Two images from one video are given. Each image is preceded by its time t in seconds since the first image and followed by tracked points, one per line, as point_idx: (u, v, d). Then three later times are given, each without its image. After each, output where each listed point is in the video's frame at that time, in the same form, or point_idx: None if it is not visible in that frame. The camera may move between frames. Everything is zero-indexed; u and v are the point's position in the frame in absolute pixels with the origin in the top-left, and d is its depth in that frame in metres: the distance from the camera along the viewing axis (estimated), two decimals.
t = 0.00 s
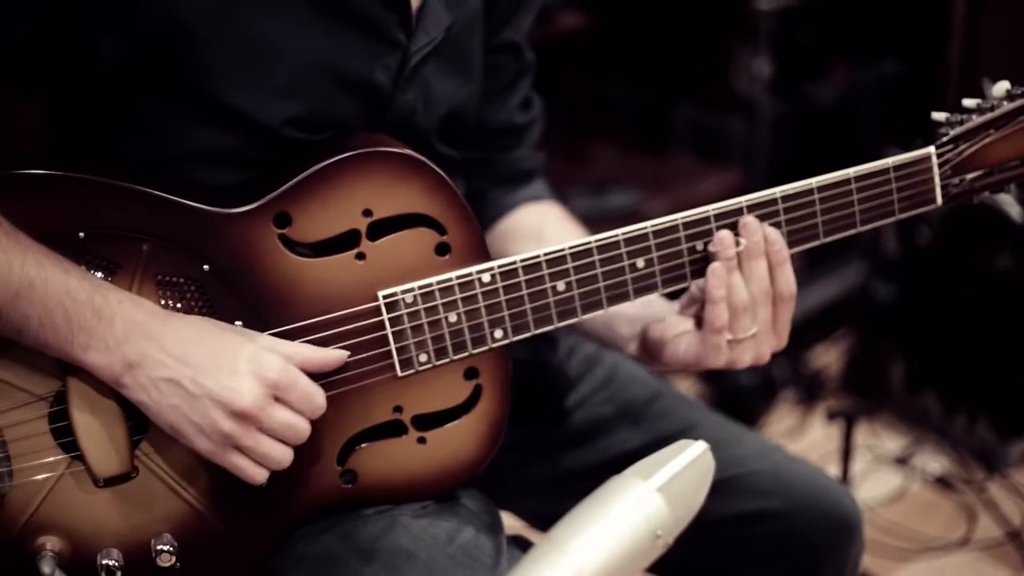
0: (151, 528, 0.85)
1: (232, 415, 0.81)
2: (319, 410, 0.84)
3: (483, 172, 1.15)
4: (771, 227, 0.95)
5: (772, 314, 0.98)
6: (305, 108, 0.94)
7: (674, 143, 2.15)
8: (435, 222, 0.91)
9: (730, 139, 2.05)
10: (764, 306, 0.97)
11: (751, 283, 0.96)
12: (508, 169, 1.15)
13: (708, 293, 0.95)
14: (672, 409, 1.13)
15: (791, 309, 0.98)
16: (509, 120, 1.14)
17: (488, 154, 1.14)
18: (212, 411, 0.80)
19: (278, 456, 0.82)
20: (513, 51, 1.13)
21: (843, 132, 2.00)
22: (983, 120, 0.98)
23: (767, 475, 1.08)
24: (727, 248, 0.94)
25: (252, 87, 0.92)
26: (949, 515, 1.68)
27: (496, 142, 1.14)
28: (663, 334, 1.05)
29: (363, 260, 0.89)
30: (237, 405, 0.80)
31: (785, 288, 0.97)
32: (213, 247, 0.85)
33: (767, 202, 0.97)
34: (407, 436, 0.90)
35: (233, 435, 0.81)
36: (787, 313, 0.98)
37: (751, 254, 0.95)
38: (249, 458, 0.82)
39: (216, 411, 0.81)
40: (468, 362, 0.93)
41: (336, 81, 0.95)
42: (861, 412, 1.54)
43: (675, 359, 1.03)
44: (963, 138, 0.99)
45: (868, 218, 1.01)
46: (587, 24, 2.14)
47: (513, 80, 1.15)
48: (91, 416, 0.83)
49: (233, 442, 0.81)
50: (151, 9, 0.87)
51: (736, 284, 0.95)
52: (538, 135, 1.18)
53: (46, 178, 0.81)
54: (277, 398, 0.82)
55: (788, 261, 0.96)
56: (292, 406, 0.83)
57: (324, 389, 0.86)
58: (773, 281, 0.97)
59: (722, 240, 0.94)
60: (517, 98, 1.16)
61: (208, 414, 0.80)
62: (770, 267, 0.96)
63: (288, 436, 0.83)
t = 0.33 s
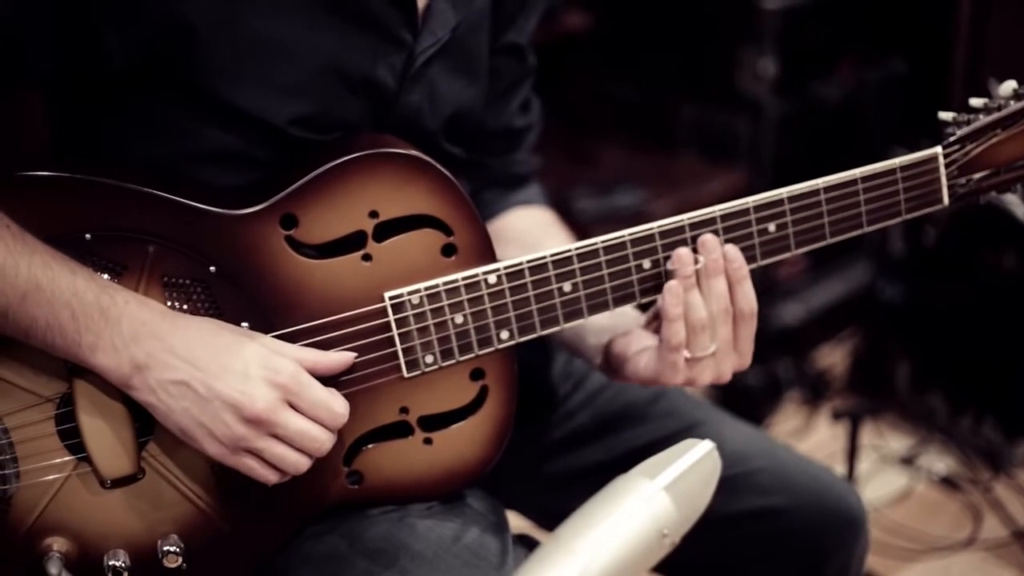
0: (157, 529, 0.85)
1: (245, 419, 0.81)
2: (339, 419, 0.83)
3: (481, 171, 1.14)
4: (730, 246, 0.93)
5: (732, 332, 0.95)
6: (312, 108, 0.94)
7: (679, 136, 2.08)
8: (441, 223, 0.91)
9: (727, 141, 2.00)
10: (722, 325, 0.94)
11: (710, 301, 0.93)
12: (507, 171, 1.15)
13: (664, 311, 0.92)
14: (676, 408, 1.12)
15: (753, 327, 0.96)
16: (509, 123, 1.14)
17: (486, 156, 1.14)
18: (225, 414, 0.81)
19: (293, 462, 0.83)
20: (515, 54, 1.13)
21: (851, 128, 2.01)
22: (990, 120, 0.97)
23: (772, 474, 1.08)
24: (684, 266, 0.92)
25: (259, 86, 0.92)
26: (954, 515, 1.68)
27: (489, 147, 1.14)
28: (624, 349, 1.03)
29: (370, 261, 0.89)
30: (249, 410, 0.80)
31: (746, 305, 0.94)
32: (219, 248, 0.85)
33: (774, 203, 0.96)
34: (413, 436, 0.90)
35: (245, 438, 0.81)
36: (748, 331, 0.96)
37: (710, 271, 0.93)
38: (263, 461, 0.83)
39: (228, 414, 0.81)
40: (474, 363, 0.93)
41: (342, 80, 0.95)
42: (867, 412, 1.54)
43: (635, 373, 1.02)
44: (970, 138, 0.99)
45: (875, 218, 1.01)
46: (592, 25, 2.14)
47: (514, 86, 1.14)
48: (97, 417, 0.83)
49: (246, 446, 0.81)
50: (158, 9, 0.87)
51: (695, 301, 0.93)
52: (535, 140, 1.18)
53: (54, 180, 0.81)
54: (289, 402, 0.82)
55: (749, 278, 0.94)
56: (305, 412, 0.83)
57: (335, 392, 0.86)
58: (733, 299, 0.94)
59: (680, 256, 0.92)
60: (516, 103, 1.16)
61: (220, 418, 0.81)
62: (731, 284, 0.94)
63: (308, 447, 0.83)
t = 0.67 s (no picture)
0: (169, 531, 0.85)
1: (260, 419, 0.81)
2: (346, 415, 0.85)
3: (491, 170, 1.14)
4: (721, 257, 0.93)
5: (728, 340, 0.95)
6: (322, 110, 0.95)
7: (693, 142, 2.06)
8: (452, 225, 0.92)
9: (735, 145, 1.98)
10: (716, 334, 0.94)
11: (704, 310, 0.94)
12: (515, 171, 1.15)
13: (657, 322, 0.92)
14: (685, 410, 1.12)
15: (749, 334, 0.95)
16: (517, 124, 1.14)
17: (494, 155, 1.14)
18: (240, 414, 0.81)
19: (307, 462, 0.83)
20: (523, 54, 1.13)
21: (859, 134, 2.01)
22: (1001, 123, 0.97)
23: (781, 475, 1.08)
24: (675, 276, 0.92)
25: (269, 88, 0.92)
26: (963, 519, 1.68)
27: (497, 146, 1.14)
28: (623, 357, 1.03)
29: (380, 263, 0.89)
30: (266, 411, 0.81)
31: (741, 313, 0.94)
32: (231, 251, 0.85)
33: (784, 206, 0.96)
34: (424, 438, 0.91)
35: (260, 439, 0.81)
36: (744, 339, 0.95)
37: (703, 281, 0.93)
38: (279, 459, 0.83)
39: (243, 415, 0.81)
40: (485, 365, 0.94)
41: (351, 82, 0.95)
42: (875, 416, 1.54)
43: (633, 382, 1.01)
44: (980, 141, 0.99)
45: (885, 221, 1.01)
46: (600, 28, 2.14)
47: (523, 86, 1.15)
48: (108, 418, 0.83)
49: (261, 446, 0.82)
50: (168, 10, 0.87)
51: (688, 311, 0.93)
52: (544, 140, 1.18)
53: (66, 182, 0.82)
54: (303, 402, 0.83)
55: (742, 286, 0.94)
56: (317, 410, 0.83)
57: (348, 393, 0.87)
58: (727, 307, 0.94)
59: (671, 268, 0.92)
60: (525, 105, 1.16)
61: (236, 419, 0.81)
62: (724, 293, 0.94)
63: (319, 442, 0.83)
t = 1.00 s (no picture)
0: (180, 525, 0.85)
1: (270, 414, 0.82)
2: (361, 410, 0.84)
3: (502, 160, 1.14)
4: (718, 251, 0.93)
5: (732, 333, 0.95)
6: (332, 105, 0.95)
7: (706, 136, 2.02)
8: (461, 220, 0.92)
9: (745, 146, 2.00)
10: (719, 327, 0.94)
11: (706, 304, 0.93)
12: (527, 163, 1.15)
13: (658, 317, 0.92)
14: (695, 404, 1.12)
15: (754, 328, 0.95)
16: (528, 117, 1.15)
17: (506, 147, 1.15)
18: (251, 409, 0.81)
19: (316, 455, 0.83)
20: (533, 48, 1.13)
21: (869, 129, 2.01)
22: (1011, 115, 0.97)
23: (791, 469, 1.08)
24: (676, 270, 0.92)
25: (277, 84, 0.92)
26: (973, 516, 1.68)
27: (508, 139, 1.15)
28: (629, 350, 1.03)
29: (391, 258, 0.89)
30: (275, 404, 0.81)
31: (745, 307, 0.94)
32: (241, 246, 0.85)
33: (794, 199, 0.96)
34: (434, 432, 0.91)
35: (271, 434, 0.82)
36: (748, 332, 0.95)
37: (705, 275, 0.92)
38: (288, 454, 0.83)
39: (254, 409, 0.81)
40: (495, 359, 0.94)
41: (361, 77, 0.96)
42: (885, 413, 1.54)
43: (643, 374, 1.01)
44: (991, 133, 0.99)
45: (895, 213, 1.01)
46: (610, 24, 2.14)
47: (534, 78, 1.15)
48: (120, 413, 0.83)
49: (271, 440, 0.82)
50: (177, 7, 0.87)
51: (689, 305, 0.93)
52: (556, 132, 1.18)
53: (76, 178, 0.82)
54: (314, 396, 0.83)
55: (745, 279, 0.94)
56: (328, 404, 0.83)
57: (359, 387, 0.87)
58: (730, 301, 0.94)
59: (673, 263, 0.92)
60: (535, 97, 1.16)
61: (245, 412, 0.81)
62: (727, 286, 0.94)
63: (330, 436, 0.84)
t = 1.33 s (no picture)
0: (187, 522, 0.85)
1: (277, 412, 0.81)
2: (369, 408, 0.84)
3: (511, 156, 1.14)
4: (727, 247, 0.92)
5: (742, 329, 0.95)
6: (339, 102, 0.95)
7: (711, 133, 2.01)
8: (469, 216, 0.92)
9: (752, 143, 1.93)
10: (728, 322, 0.94)
11: (715, 300, 0.93)
12: (535, 159, 1.15)
13: (667, 313, 0.92)
14: (704, 400, 1.12)
15: (764, 323, 0.95)
16: (536, 113, 1.15)
17: (514, 143, 1.14)
18: (257, 408, 0.81)
19: (323, 453, 0.83)
20: (541, 44, 1.13)
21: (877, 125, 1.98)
22: (1020, 110, 0.97)
23: (798, 466, 1.08)
24: (685, 266, 0.91)
25: (284, 82, 0.92)
26: (981, 513, 1.68)
27: (517, 135, 1.15)
28: (639, 347, 1.03)
29: (397, 254, 0.89)
30: (281, 402, 0.81)
31: (755, 303, 0.94)
32: (248, 243, 0.85)
33: (801, 194, 0.96)
34: (441, 428, 0.91)
35: (277, 432, 0.82)
36: (758, 328, 0.95)
37: (713, 270, 0.92)
38: (295, 452, 0.83)
39: (260, 408, 0.81)
40: (502, 355, 0.94)
41: (368, 74, 0.96)
42: (893, 410, 1.54)
43: (653, 371, 1.01)
44: (999, 128, 0.98)
45: (903, 208, 1.00)
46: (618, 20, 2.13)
47: (543, 74, 1.15)
48: (126, 410, 0.83)
49: (278, 438, 0.82)
50: (183, 5, 0.87)
51: (698, 301, 0.92)
52: (565, 127, 1.18)
53: (83, 175, 0.82)
54: (320, 394, 0.83)
55: (754, 274, 0.93)
56: (335, 402, 0.83)
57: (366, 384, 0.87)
58: (739, 297, 0.94)
59: (680, 259, 0.91)
60: (544, 92, 1.16)
61: (251, 410, 0.81)
62: (736, 282, 0.93)
63: (337, 434, 0.83)
